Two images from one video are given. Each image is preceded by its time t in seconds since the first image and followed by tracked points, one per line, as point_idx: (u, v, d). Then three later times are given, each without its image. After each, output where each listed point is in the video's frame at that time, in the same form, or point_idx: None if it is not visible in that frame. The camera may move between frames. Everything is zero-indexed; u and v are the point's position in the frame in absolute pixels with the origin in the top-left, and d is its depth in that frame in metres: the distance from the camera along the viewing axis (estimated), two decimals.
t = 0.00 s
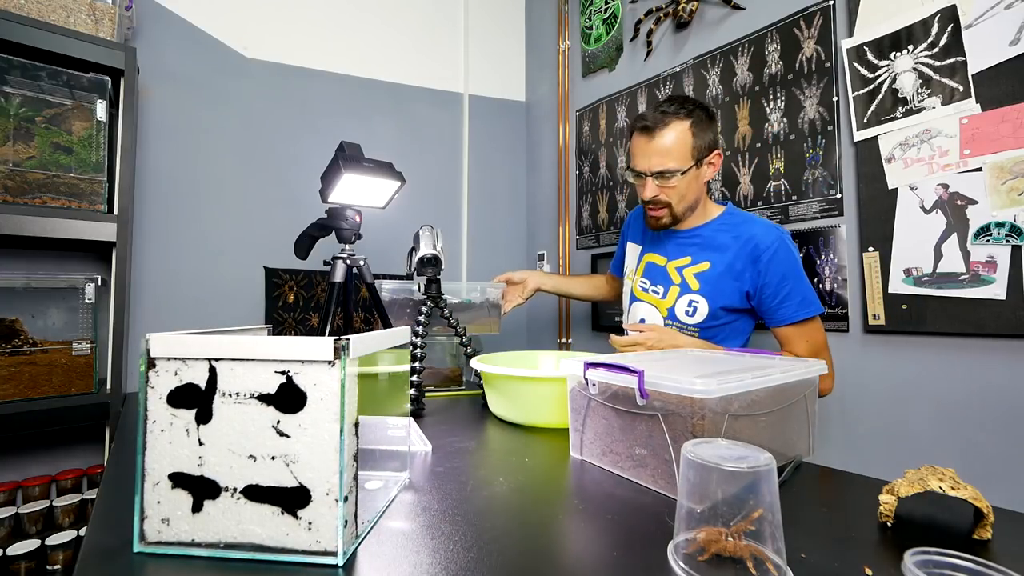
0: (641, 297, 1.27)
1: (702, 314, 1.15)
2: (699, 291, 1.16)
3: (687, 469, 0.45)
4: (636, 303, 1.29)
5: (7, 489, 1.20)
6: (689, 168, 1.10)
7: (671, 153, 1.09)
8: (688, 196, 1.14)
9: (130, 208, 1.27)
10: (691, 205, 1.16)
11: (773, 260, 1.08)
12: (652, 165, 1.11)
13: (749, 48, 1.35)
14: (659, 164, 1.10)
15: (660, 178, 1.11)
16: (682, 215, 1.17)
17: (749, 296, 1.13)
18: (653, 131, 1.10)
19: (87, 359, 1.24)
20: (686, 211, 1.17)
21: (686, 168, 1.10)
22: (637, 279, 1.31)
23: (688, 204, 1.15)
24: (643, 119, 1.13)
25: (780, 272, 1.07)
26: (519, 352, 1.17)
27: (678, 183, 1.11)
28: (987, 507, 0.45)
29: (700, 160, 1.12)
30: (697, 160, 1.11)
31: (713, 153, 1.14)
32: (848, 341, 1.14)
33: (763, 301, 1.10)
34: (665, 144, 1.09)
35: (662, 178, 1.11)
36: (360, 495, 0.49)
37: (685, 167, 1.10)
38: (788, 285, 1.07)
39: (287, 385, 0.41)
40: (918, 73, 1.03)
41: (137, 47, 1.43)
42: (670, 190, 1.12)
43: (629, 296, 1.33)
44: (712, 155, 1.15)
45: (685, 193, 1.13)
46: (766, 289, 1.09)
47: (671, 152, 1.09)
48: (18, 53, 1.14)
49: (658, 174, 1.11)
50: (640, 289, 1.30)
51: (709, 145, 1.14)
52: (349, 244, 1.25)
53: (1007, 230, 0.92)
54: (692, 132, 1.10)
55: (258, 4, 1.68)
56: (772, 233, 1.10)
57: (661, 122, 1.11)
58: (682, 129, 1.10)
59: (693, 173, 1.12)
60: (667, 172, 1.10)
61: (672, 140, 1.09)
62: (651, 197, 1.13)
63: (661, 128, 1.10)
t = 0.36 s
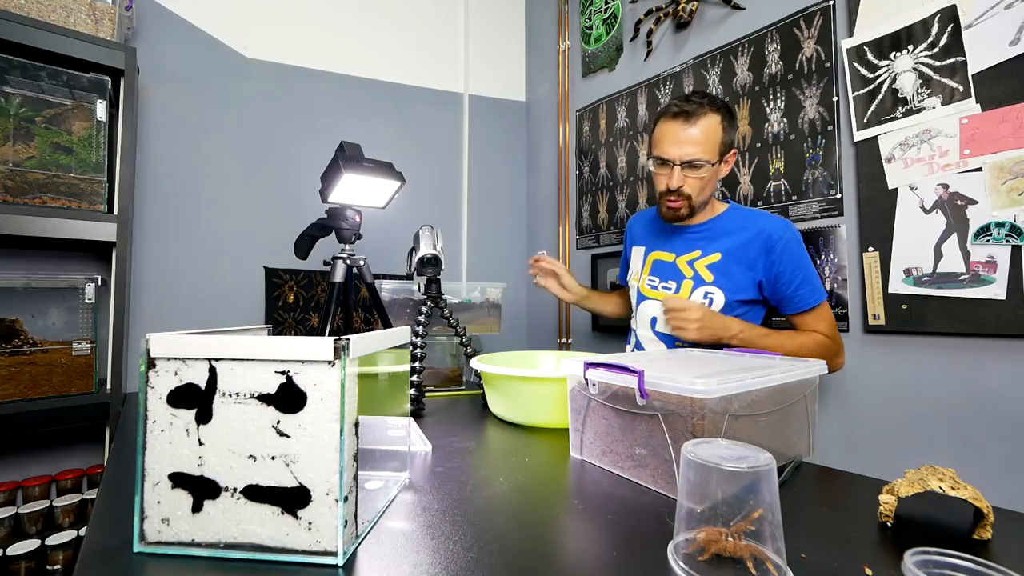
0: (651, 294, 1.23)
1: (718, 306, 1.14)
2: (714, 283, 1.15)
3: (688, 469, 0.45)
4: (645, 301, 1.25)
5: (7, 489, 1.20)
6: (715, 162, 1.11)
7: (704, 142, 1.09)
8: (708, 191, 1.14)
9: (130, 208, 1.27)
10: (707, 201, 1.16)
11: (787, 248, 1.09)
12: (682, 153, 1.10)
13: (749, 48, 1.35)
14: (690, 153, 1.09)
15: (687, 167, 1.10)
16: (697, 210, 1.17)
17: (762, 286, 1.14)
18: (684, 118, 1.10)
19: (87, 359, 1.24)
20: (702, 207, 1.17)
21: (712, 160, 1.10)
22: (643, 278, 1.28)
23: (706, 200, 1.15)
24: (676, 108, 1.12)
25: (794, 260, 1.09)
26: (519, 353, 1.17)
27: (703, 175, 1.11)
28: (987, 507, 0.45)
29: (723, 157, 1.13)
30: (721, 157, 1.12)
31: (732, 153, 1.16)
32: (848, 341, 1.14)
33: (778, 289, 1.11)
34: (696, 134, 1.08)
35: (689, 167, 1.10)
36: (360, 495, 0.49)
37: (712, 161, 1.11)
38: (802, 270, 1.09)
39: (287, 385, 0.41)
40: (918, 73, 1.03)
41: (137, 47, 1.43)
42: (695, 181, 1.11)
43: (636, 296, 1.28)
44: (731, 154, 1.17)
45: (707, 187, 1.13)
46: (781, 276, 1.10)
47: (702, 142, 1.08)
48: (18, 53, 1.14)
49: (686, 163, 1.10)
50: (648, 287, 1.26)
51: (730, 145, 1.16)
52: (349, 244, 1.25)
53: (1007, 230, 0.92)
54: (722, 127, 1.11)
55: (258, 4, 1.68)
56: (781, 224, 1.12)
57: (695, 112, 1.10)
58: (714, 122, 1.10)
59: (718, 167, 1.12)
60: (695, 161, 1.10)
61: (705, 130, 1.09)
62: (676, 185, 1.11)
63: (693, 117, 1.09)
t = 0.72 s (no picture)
0: (672, 293, 1.26)
1: (739, 301, 1.19)
2: (734, 280, 1.20)
3: (687, 469, 0.45)
4: (664, 301, 1.28)
5: (7, 489, 1.20)
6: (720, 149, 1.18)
7: (709, 130, 1.16)
8: (715, 178, 1.20)
9: (130, 208, 1.27)
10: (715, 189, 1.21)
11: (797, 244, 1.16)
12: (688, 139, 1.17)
13: (749, 48, 1.35)
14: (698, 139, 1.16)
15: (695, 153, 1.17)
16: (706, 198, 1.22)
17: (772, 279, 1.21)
18: (686, 109, 1.19)
19: (87, 359, 1.24)
20: (711, 196, 1.22)
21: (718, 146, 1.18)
22: (658, 277, 1.31)
23: (713, 188, 1.21)
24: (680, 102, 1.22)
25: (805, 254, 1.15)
26: (519, 353, 1.17)
27: (710, 161, 1.18)
28: (987, 507, 0.45)
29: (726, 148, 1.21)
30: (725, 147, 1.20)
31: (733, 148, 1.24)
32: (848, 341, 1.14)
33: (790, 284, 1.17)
34: (700, 122, 1.16)
35: (697, 153, 1.17)
36: (359, 495, 0.49)
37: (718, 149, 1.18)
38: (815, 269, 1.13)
39: (287, 385, 0.41)
40: (918, 73, 1.03)
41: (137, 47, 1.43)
42: (703, 167, 1.18)
43: (652, 296, 1.31)
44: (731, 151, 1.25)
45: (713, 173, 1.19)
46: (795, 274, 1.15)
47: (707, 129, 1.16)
48: (18, 53, 1.14)
49: (691, 148, 1.18)
50: (665, 286, 1.29)
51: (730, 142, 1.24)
52: (349, 244, 1.24)
53: (1006, 230, 0.92)
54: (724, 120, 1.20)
55: (258, 4, 1.68)
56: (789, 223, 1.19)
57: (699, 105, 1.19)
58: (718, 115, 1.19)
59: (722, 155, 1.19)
60: (702, 147, 1.17)
61: (710, 119, 1.17)
62: (686, 169, 1.18)
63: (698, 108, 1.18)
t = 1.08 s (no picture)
0: (657, 293, 1.31)
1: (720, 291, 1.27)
2: (710, 271, 1.28)
3: (687, 469, 0.45)
4: (650, 301, 1.32)
5: (7, 489, 1.20)
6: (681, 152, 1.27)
7: (670, 135, 1.26)
8: (679, 178, 1.29)
9: (130, 208, 1.27)
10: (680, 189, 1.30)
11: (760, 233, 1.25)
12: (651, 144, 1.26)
13: (749, 48, 1.35)
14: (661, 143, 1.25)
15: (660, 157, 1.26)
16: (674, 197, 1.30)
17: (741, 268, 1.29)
18: (645, 118, 1.28)
19: (87, 359, 1.24)
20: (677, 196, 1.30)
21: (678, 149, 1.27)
22: (639, 279, 1.35)
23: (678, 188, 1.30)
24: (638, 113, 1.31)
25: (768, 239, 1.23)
26: (520, 353, 1.17)
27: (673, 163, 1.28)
28: (987, 507, 0.45)
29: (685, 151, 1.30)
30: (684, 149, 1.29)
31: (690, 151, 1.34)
32: (848, 341, 1.14)
33: (760, 271, 1.25)
34: (660, 129, 1.26)
35: (662, 156, 1.26)
36: (359, 495, 0.49)
37: (678, 151, 1.28)
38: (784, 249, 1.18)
39: (287, 385, 0.41)
40: (918, 73, 1.03)
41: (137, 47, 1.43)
42: (668, 169, 1.27)
43: (636, 298, 1.34)
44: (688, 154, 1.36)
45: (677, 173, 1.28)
46: (766, 262, 1.22)
47: (668, 134, 1.26)
48: (18, 53, 1.14)
49: (655, 152, 1.26)
50: (648, 287, 1.33)
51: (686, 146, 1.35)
52: (349, 244, 1.24)
53: (1007, 230, 0.92)
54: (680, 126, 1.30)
55: (258, 4, 1.68)
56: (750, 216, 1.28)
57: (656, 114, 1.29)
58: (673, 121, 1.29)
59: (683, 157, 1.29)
60: (666, 151, 1.26)
61: (669, 125, 1.26)
62: (655, 172, 1.25)
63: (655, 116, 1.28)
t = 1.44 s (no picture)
0: (633, 296, 1.32)
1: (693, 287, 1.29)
2: (681, 269, 1.31)
3: (687, 469, 0.45)
4: (628, 304, 1.33)
5: (7, 489, 1.20)
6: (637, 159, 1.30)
7: (626, 145, 1.27)
8: (640, 184, 1.31)
9: (130, 208, 1.27)
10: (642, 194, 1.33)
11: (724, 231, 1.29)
12: (608, 155, 1.28)
13: (749, 48, 1.35)
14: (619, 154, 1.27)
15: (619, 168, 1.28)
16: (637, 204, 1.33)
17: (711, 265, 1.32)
18: (598, 130, 1.29)
19: (87, 359, 1.24)
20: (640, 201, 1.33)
21: (634, 157, 1.30)
22: (614, 283, 1.37)
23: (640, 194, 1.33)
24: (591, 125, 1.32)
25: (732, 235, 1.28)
26: (519, 353, 1.17)
27: (632, 172, 1.30)
28: (987, 507, 0.45)
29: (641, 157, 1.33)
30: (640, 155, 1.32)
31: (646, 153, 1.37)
32: (848, 341, 1.14)
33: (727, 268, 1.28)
34: (615, 140, 1.27)
35: (620, 167, 1.28)
36: (359, 495, 0.49)
37: (635, 158, 1.30)
38: (750, 241, 1.22)
39: (287, 385, 0.41)
40: (918, 73, 1.03)
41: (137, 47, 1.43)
42: (628, 177, 1.29)
43: (614, 302, 1.35)
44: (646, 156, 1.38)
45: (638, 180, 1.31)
46: (732, 259, 1.26)
47: (625, 143, 1.28)
48: (18, 53, 1.14)
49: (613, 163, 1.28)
50: (624, 291, 1.35)
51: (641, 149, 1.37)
52: (349, 244, 1.24)
53: (1006, 230, 0.92)
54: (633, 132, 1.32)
55: (257, 3, 1.68)
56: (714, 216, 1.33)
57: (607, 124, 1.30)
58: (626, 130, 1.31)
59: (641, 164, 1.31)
60: (623, 161, 1.28)
61: (623, 136, 1.28)
62: (617, 183, 1.28)
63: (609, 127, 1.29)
